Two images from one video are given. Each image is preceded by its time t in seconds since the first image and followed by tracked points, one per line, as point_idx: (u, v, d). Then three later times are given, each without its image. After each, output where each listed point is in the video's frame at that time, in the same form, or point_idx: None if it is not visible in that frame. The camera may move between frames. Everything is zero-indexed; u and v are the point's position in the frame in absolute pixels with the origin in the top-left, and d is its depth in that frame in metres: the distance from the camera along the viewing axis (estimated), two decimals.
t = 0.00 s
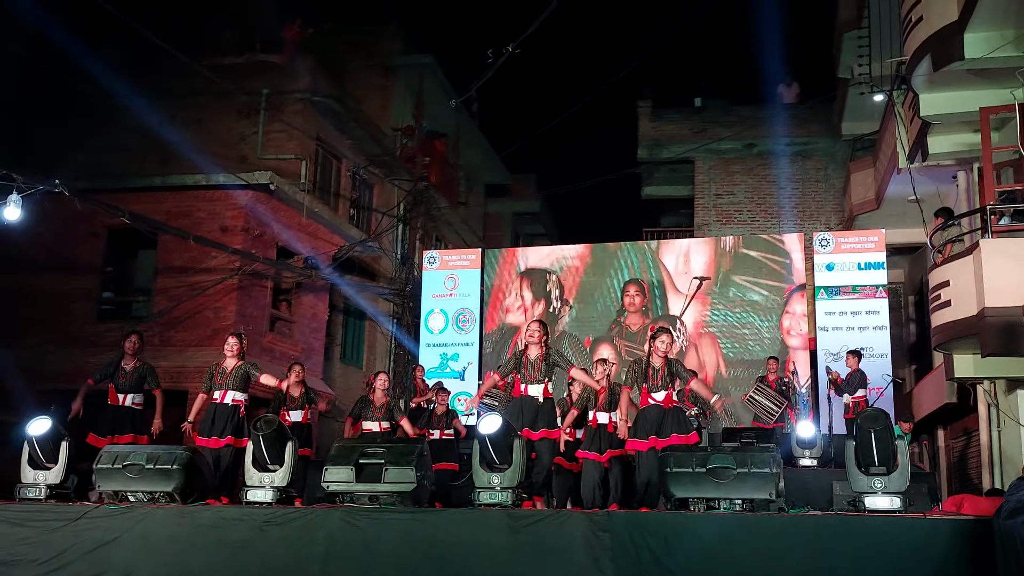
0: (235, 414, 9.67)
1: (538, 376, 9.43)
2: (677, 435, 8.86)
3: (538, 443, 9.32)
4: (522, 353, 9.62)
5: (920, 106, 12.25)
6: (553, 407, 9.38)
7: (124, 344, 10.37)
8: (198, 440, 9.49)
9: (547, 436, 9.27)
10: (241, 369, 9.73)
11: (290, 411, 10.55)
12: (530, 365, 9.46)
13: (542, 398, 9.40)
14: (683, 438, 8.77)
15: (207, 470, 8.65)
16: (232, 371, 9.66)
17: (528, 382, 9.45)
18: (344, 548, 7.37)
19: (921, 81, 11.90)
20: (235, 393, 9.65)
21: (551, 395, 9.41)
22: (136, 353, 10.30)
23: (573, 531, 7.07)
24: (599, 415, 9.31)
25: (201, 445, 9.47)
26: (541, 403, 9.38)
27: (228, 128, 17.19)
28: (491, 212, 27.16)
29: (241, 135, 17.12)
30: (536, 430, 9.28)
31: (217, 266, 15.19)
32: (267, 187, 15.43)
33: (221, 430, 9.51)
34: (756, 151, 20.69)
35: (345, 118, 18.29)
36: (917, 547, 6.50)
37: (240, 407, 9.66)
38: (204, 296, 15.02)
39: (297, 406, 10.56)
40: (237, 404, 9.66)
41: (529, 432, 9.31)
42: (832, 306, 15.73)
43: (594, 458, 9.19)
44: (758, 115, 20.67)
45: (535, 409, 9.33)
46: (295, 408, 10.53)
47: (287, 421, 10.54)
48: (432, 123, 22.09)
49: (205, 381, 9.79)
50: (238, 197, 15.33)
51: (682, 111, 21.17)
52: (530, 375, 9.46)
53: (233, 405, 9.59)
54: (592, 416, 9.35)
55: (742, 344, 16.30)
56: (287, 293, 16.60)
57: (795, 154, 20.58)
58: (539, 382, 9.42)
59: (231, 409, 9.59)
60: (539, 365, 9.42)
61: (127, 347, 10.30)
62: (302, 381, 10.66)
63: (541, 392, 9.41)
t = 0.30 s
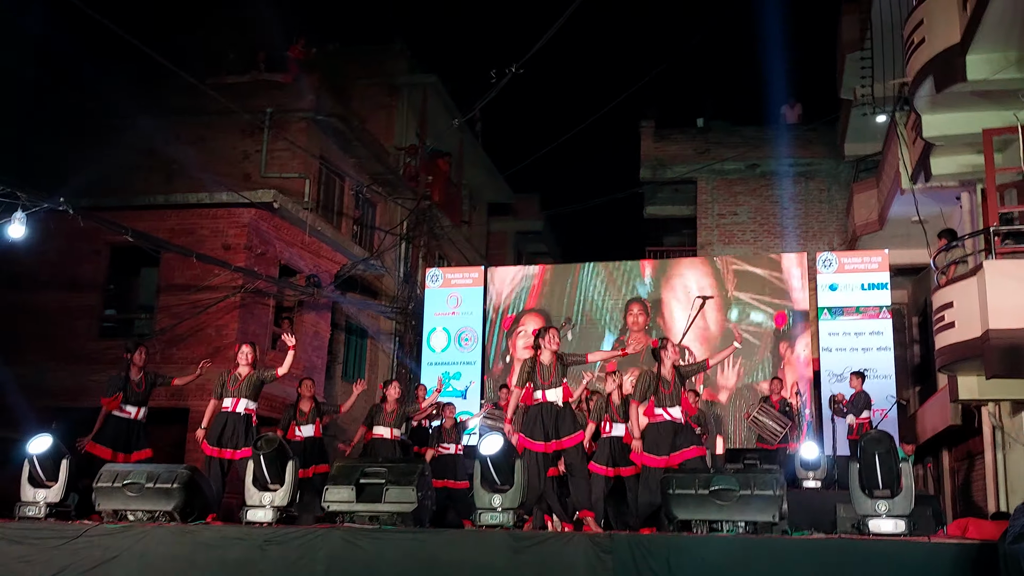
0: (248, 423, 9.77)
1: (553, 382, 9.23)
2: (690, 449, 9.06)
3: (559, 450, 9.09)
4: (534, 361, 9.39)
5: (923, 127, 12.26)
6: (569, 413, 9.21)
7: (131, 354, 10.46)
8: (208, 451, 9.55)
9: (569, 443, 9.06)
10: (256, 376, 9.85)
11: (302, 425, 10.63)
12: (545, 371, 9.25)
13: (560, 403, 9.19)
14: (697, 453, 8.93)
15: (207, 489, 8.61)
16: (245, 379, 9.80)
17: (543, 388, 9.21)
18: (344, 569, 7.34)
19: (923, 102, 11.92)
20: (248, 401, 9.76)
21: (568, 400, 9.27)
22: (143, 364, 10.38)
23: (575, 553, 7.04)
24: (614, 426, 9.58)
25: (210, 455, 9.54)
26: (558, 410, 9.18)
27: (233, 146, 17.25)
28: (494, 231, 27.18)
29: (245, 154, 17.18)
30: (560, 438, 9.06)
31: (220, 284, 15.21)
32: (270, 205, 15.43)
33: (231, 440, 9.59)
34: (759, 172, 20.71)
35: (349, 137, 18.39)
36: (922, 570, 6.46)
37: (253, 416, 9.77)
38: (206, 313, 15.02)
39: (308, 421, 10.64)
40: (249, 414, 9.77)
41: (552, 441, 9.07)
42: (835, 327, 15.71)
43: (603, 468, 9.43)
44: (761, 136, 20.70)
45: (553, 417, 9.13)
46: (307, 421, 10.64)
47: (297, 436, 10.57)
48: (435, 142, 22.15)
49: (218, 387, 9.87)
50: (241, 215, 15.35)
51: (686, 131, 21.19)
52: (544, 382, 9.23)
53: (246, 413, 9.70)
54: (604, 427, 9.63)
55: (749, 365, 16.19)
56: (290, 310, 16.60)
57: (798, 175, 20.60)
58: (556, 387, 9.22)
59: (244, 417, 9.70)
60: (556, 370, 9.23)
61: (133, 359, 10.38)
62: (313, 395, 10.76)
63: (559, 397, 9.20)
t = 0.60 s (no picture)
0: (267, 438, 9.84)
1: (578, 407, 9.56)
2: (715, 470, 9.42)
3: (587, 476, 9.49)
4: (557, 387, 9.74)
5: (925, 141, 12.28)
6: (597, 438, 9.59)
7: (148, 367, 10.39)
8: (225, 465, 9.66)
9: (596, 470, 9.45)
10: (275, 392, 9.91)
11: (322, 440, 10.56)
12: (568, 397, 9.62)
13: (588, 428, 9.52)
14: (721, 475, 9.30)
15: (207, 498, 8.61)
16: (264, 395, 9.86)
17: (570, 414, 9.57)
18: None
19: (926, 116, 11.93)
20: (268, 417, 9.82)
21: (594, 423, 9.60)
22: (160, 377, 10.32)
23: (575, 565, 7.03)
24: (626, 444, 9.59)
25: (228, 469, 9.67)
26: (586, 436, 9.53)
27: (236, 156, 17.28)
28: (496, 241, 27.21)
29: (248, 163, 17.21)
30: (589, 464, 9.46)
31: (222, 293, 15.23)
32: (272, 215, 15.43)
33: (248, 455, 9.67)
34: (762, 185, 20.73)
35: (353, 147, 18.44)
36: None
37: (274, 432, 9.83)
38: (207, 322, 15.03)
39: (329, 438, 10.60)
40: (268, 428, 9.82)
41: (581, 466, 9.48)
42: (836, 340, 15.69)
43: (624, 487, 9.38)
44: (764, 148, 20.73)
45: (580, 443, 9.50)
46: (328, 437, 10.56)
47: (319, 453, 10.55)
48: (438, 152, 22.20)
49: (237, 404, 9.95)
50: (244, 224, 15.37)
51: (688, 143, 21.23)
52: (569, 407, 9.60)
53: (265, 428, 9.76)
54: (618, 446, 9.62)
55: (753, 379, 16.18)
56: (291, 320, 16.62)
57: (800, 188, 20.62)
58: (581, 411, 9.55)
59: (263, 432, 9.76)
60: (579, 396, 9.58)
61: (149, 372, 10.29)
62: (333, 412, 10.72)
63: (587, 421, 9.53)
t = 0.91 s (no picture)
0: (266, 432, 9.73)
1: (587, 398, 9.17)
2: (720, 474, 9.12)
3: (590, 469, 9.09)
4: (568, 377, 9.36)
5: (925, 156, 12.32)
6: (603, 431, 9.16)
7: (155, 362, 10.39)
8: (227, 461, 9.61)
9: (600, 464, 9.04)
10: (275, 387, 9.80)
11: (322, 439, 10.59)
12: (577, 388, 9.24)
13: (593, 421, 9.14)
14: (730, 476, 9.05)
15: (201, 500, 8.60)
16: (265, 389, 9.76)
17: (577, 405, 9.19)
18: None
19: (925, 131, 11.98)
20: (267, 411, 9.71)
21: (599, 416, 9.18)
22: (168, 372, 10.28)
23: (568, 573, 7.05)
24: (626, 448, 9.43)
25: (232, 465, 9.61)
26: (590, 429, 9.14)
27: (236, 159, 17.28)
28: (495, 249, 27.25)
29: (248, 166, 17.20)
30: (592, 457, 9.05)
31: (219, 295, 15.22)
32: (272, 218, 15.45)
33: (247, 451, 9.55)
34: (760, 196, 20.77)
35: (353, 153, 18.47)
36: None
37: (272, 427, 9.73)
38: (204, 325, 15.02)
39: (331, 437, 10.61)
40: (267, 423, 9.72)
41: (584, 459, 9.10)
42: (834, 353, 15.75)
43: (619, 490, 9.24)
44: (763, 160, 20.79)
45: (584, 435, 9.12)
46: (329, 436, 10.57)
47: (319, 451, 10.58)
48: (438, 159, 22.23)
49: (239, 395, 9.87)
50: (243, 227, 15.39)
51: (688, 154, 21.27)
52: (578, 398, 9.22)
53: (263, 423, 9.65)
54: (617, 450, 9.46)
55: (757, 391, 16.16)
56: (289, 324, 16.63)
57: (799, 200, 20.66)
58: (591, 404, 9.15)
59: (261, 426, 9.64)
60: (589, 388, 9.19)
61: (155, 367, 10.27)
62: (337, 410, 10.69)
63: (593, 414, 9.14)
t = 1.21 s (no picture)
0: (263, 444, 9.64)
1: (587, 424, 9.26)
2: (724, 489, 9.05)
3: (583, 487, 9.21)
4: (572, 399, 9.51)
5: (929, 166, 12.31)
6: (599, 456, 9.27)
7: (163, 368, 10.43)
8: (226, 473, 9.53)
9: (595, 483, 9.12)
10: (276, 400, 9.79)
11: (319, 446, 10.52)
12: (581, 413, 9.32)
13: (589, 445, 9.23)
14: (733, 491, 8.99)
15: (201, 500, 8.60)
16: (268, 402, 9.77)
17: (576, 430, 9.29)
18: None
19: (929, 141, 11.98)
20: (265, 423, 9.67)
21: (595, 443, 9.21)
22: (174, 376, 10.31)
23: None
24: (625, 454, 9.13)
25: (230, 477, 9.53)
26: (587, 451, 9.26)
27: (240, 160, 17.28)
28: (497, 254, 27.26)
29: (252, 168, 17.20)
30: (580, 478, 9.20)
31: (220, 296, 15.20)
32: (274, 220, 15.45)
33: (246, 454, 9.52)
34: (764, 205, 20.76)
35: (356, 156, 18.48)
36: None
37: (269, 439, 9.63)
38: (206, 325, 15.02)
39: (327, 443, 10.50)
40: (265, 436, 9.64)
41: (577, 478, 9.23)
42: (834, 362, 15.71)
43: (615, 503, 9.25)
44: (767, 169, 20.79)
45: (580, 458, 9.26)
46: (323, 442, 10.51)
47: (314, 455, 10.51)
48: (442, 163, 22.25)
49: (251, 402, 9.93)
50: (245, 228, 15.39)
51: (691, 161, 21.27)
52: (577, 424, 9.32)
53: (260, 435, 9.58)
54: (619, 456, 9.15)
55: (761, 401, 16.07)
56: (290, 326, 16.61)
57: (802, 209, 20.64)
58: (588, 429, 9.24)
59: (259, 438, 9.59)
60: (587, 416, 9.28)
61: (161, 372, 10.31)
62: (336, 416, 10.63)
63: (589, 438, 9.21)
